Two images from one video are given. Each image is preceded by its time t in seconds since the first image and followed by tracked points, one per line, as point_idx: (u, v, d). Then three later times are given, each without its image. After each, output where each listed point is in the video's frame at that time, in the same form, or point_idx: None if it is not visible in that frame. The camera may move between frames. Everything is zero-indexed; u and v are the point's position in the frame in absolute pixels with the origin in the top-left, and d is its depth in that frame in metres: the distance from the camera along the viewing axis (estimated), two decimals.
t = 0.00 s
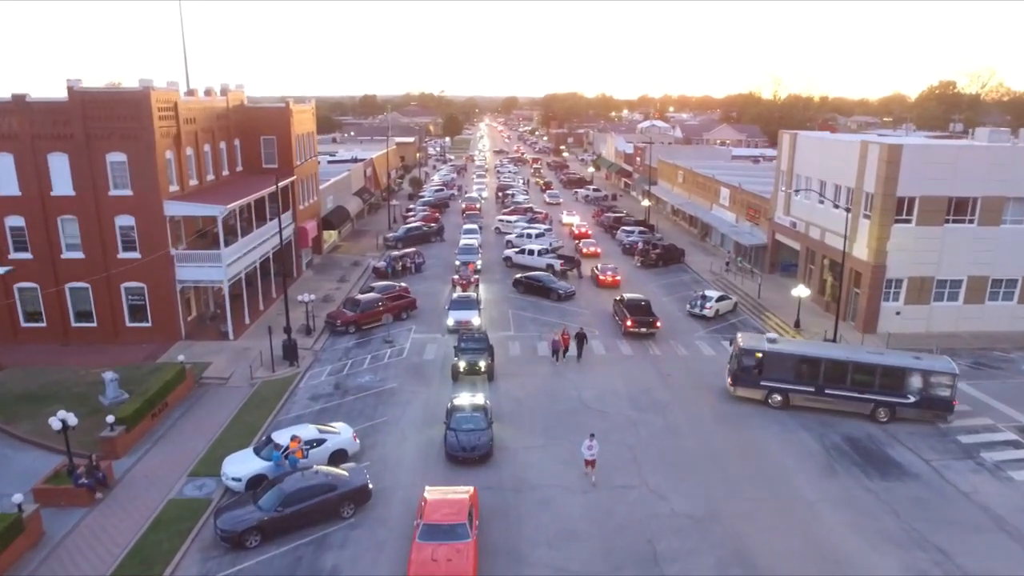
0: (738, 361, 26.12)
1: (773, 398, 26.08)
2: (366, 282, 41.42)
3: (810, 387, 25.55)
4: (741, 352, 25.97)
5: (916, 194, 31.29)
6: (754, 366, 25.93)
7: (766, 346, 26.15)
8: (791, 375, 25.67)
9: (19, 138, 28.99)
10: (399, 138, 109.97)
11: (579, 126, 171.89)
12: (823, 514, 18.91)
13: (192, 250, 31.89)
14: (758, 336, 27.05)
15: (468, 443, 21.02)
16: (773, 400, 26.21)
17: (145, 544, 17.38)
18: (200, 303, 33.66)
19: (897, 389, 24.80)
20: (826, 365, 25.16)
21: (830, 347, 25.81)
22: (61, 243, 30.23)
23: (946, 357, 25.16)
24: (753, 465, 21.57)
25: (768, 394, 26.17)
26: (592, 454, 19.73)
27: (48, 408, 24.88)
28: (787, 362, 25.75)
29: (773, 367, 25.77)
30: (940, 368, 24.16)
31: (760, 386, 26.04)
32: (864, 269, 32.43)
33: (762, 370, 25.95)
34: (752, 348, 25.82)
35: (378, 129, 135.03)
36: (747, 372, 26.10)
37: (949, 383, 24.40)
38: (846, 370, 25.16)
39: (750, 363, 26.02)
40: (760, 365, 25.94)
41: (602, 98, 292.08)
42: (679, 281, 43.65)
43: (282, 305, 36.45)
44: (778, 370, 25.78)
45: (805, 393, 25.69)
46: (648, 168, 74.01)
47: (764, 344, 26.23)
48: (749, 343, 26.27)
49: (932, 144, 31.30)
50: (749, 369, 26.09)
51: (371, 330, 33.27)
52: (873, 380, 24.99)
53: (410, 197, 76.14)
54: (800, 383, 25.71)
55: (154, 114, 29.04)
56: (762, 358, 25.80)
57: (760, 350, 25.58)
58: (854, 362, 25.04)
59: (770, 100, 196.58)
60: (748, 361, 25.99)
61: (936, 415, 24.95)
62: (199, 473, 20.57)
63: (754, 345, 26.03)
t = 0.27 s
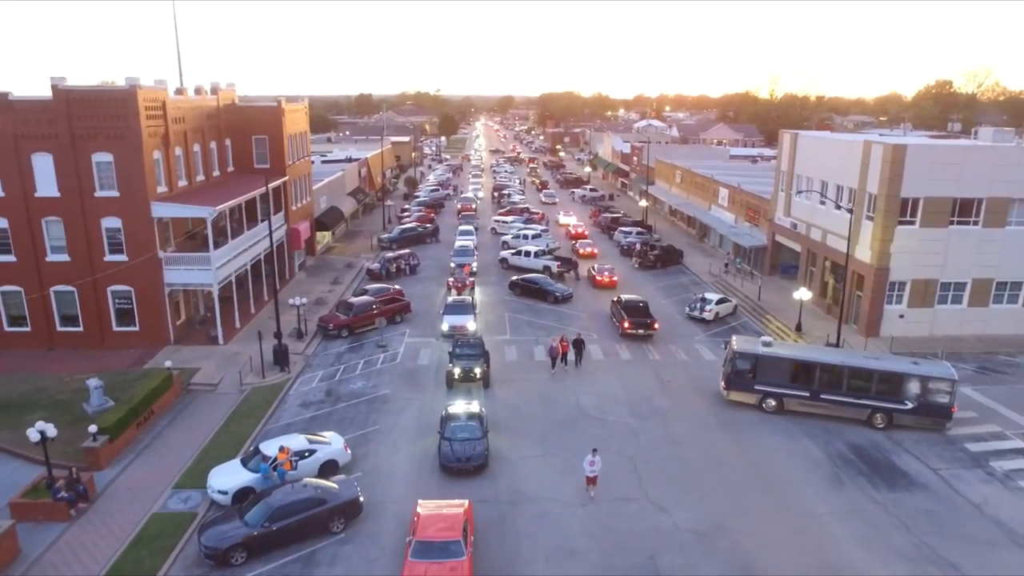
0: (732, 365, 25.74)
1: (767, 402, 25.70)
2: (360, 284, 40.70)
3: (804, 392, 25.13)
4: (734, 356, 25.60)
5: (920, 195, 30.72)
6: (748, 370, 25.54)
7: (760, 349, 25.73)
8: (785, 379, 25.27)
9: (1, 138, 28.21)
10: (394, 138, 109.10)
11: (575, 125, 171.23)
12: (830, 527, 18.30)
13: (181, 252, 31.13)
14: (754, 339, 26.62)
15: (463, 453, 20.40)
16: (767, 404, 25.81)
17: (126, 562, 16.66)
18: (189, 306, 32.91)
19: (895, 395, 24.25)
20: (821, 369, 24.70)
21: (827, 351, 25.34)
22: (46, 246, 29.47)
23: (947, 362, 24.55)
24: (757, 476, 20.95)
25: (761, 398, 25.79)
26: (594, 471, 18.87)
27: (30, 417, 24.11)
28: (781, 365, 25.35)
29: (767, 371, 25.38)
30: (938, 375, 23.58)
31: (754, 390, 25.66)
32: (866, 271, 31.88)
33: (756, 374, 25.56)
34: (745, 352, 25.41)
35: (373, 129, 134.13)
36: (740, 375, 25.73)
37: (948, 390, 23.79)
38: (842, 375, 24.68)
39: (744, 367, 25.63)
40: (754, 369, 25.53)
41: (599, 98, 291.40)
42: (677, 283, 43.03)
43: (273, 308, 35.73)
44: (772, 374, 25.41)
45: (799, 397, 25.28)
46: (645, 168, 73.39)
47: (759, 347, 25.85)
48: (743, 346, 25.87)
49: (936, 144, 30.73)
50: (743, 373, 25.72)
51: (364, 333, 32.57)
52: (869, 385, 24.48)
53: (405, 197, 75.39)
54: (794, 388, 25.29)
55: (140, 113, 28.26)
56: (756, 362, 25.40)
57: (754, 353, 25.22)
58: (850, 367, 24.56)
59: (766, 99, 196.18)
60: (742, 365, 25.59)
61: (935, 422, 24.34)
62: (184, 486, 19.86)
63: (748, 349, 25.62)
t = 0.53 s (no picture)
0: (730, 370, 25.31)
1: (766, 409, 25.25)
2: (357, 287, 40.05)
3: (804, 399, 24.67)
4: (732, 361, 25.19)
5: (928, 198, 30.08)
6: (746, 375, 25.11)
7: (759, 354, 25.31)
8: (784, 385, 24.83)
9: None
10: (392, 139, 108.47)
11: (575, 126, 170.58)
12: (842, 543, 17.63)
13: (173, 256, 30.44)
14: (753, 344, 26.19)
15: (461, 465, 19.71)
16: (765, 411, 25.36)
17: None
18: (182, 311, 32.22)
19: (897, 402, 23.76)
20: (821, 375, 24.26)
21: (828, 357, 24.88)
22: (34, 249, 28.79)
23: (950, 369, 24.05)
24: (765, 487, 20.28)
25: (760, 404, 25.33)
26: (598, 491, 17.86)
27: (16, 425, 23.42)
28: (780, 371, 24.93)
29: (766, 377, 24.96)
30: (941, 382, 23.09)
31: (753, 396, 25.20)
32: (873, 275, 31.27)
33: (754, 380, 25.12)
34: (744, 356, 24.99)
35: (372, 130, 133.50)
36: (738, 381, 25.30)
37: (952, 397, 23.31)
38: (843, 381, 24.21)
39: (742, 372, 25.18)
40: (752, 374, 25.09)
41: (598, 99, 290.72)
42: (680, 286, 42.40)
43: (268, 312, 35.05)
44: (771, 380, 24.96)
45: (798, 404, 24.82)
46: (646, 169, 72.74)
47: (758, 352, 25.41)
48: (741, 351, 25.45)
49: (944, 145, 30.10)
50: (741, 378, 25.26)
51: (361, 338, 31.91)
52: (871, 392, 24.01)
53: (403, 198, 74.74)
54: (794, 394, 24.85)
55: (130, 113, 27.59)
56: (754, 367, 24.97)
57: (752, 358, 24.78)
58: (851, 373, 24.11)
59: (766, 100, 195.60)
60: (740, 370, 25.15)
61: (938, 430, 23.84)
62: (173, 499, 19.17)
63: (747, 354, 25.19)
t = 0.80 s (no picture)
0: (729, 376, 24.88)
1: (766, 415, 24.80)
2: (356, 290, 39.39)
3: (805, 405, 24.19)
4: (732, 366, 24.76)
5: (939, 201, 29.37)
6: (746, 380, 24.68)
7: (759, 359, 24.86)
8: (784, 391, 24.37)
9: None
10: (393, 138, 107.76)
11: (576, 126, 169.83)
12: (857, 561, 16.96)
13: (167, 258, 29.77)
14: (754, 349, 25.75)
15: (461, 478, 19.04)
16: (766, 417, 24.91)
17: None
18: (176, 314, 31.55)
19: (900, 411, 23.23)
20: (822, 381, 23.78)
21: (830, 363, 24.39)
22: (24, 252, 28.14)
23: (957, 377, 23.47)
24: (774, 501, 19.63)
25: (760, 411, 24.89)
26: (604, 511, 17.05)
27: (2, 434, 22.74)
28: (781, 377, 24.46)
29: (766, 383, 24.50)
30: (947, 390, 22.52)
31: (752, 402, 24.76)
32: (882, 279, 30.60)
33: (754, 386, 24.69)
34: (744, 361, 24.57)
35: (372, 129, 132.76)
36: (738, 386, 24.88)
37: (958, 406, 22.75)
38: (845, 388, 23.73)
39: (742, 377, 24.79)
40: (752, 380, 24.65)
41: (599, 99, 289.98)
42: (683, 289, 41.73)
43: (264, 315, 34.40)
44: (771, 386, 24.52)
45: (799, 411, 24.36)
46: (648, 169, 72.05)
47: (758, 358, 24.99)
48: (741, 356, 25.00)
49: (956, 147, 29.39)
50: (741, 384, 24.84)
51: (358, 343, 31.25)
52: (874, 400, 23.50)
53: (403, 199, 74.03)
54: (794, 400, 24.38)
55: (122, 113, 26.91)
56: (754, 373, 24.52)
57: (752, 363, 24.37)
58: (853, 380, 23.61)
59: (768, 100, 194.83)
60: (740, 375, 24.73)
61: (944, 440, 23.26)
62: (162, 513, 18.51)
63: (747, 359, 24.75)
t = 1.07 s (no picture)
0: (729, 381, 24.39)
1: (767, 422, 24.29)
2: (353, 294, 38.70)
3: (806, 413, 23.67)
4: (731, 372, 24.27)
5: (950, 203, 28.69)
6: (746, 386, 24.17)
7: (760, 365, 24.35)
8: (786, 398, 23.84)
9: None
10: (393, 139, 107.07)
11: (577, 126, 169.11)
12: None
13: (160, 262, 29.09)
14: (755, 354, 25.26)
15: (460, 491, 18.38)
16: (766, 424, 24.41)
17: None
18: (169, 319, 30.86)
19: (905, 419, 22.65)
20: (824, 388, 23.25)
21: (833, 370, 23.86)
22: (13, 255, 27.48)
23: (963, 385, 22.87)
24: (784, 514, 18.93)
25: (760, 417, 24.37)
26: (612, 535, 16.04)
27: None
28: (782, 384, 23.97)
29: (766, 389, 24.01)
30: (953, 398, 21.92)
31: (753, 409, 24.27)
32: (890, 283, 29.92)
33: (754, 392, 24.20)
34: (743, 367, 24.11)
35: (372, 129, 132.06)
36: (738, 393, 24.37)
37: (964, 414, 22.15)
38: (848, 395, 23.19)
39: (742, 383, 24.32)
40: (752, 385, 24.14)
41: (600, 99, 289.22)
42: (687, 292, 41.03)
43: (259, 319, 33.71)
44: (772, 393, 24.02)
45: (801, 418, 23.84)
46: (650, 170, 71.34)
47: (759, 363, 24.52)
48: (741, 362, 24.50)
49: (967, 147, 28.71)
50: (741, 390, 24.37)
51: (355, 349, 30.56)
52: (877, 407, 22.94)
53: (403, 200, 73.34)
54: (796, 407, 23.87)
55: (113, 112, 26.22)
56: (755, 378, 24.01)
57: (752, 369, 23.91)
58: (856, 387, 23.07)
59: (770, 100, 194.06)
60: (740, 381, 24.23)
61: (950, 449, 22.65)
62: (149, 528, 17.83)
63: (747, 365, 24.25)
